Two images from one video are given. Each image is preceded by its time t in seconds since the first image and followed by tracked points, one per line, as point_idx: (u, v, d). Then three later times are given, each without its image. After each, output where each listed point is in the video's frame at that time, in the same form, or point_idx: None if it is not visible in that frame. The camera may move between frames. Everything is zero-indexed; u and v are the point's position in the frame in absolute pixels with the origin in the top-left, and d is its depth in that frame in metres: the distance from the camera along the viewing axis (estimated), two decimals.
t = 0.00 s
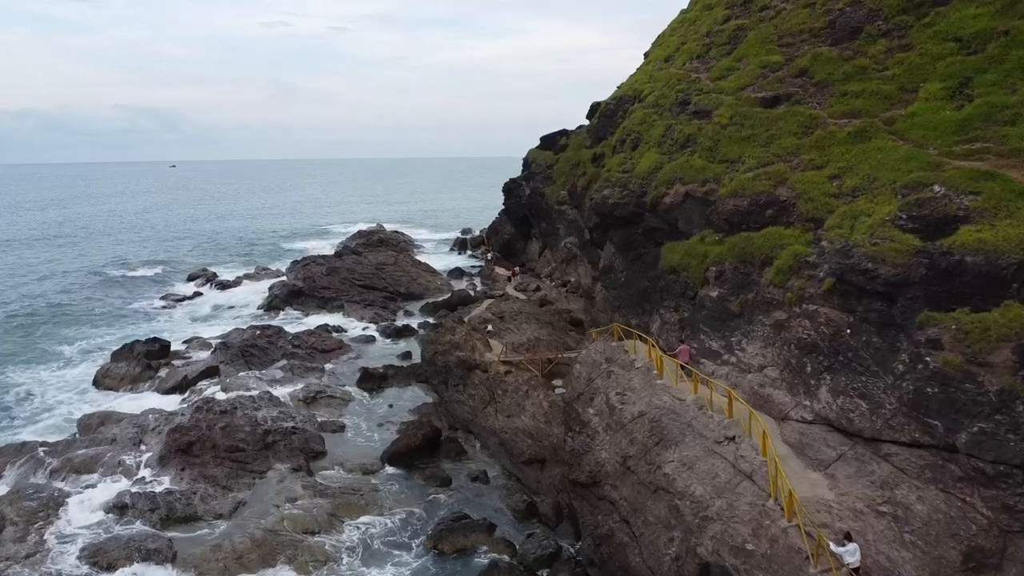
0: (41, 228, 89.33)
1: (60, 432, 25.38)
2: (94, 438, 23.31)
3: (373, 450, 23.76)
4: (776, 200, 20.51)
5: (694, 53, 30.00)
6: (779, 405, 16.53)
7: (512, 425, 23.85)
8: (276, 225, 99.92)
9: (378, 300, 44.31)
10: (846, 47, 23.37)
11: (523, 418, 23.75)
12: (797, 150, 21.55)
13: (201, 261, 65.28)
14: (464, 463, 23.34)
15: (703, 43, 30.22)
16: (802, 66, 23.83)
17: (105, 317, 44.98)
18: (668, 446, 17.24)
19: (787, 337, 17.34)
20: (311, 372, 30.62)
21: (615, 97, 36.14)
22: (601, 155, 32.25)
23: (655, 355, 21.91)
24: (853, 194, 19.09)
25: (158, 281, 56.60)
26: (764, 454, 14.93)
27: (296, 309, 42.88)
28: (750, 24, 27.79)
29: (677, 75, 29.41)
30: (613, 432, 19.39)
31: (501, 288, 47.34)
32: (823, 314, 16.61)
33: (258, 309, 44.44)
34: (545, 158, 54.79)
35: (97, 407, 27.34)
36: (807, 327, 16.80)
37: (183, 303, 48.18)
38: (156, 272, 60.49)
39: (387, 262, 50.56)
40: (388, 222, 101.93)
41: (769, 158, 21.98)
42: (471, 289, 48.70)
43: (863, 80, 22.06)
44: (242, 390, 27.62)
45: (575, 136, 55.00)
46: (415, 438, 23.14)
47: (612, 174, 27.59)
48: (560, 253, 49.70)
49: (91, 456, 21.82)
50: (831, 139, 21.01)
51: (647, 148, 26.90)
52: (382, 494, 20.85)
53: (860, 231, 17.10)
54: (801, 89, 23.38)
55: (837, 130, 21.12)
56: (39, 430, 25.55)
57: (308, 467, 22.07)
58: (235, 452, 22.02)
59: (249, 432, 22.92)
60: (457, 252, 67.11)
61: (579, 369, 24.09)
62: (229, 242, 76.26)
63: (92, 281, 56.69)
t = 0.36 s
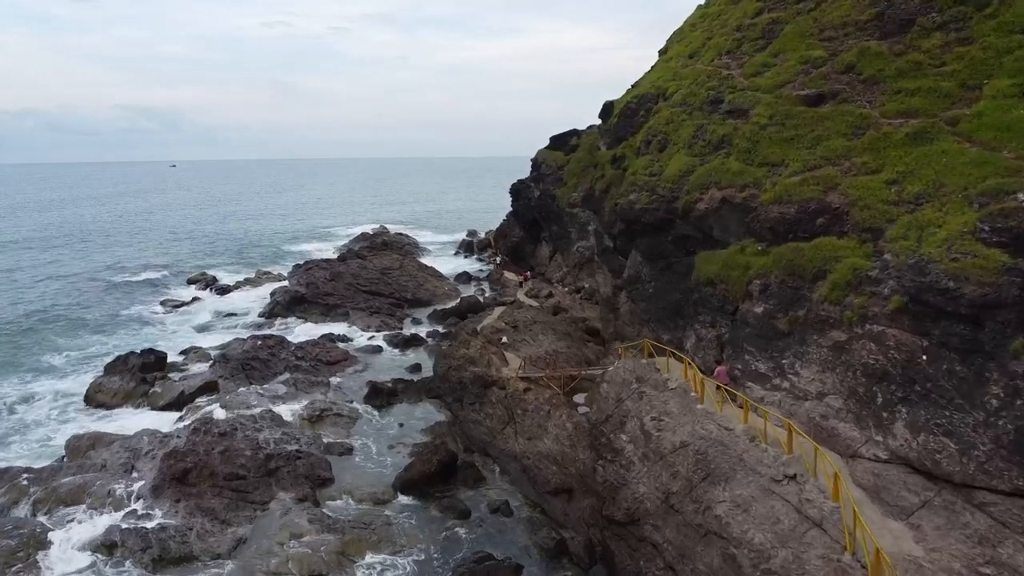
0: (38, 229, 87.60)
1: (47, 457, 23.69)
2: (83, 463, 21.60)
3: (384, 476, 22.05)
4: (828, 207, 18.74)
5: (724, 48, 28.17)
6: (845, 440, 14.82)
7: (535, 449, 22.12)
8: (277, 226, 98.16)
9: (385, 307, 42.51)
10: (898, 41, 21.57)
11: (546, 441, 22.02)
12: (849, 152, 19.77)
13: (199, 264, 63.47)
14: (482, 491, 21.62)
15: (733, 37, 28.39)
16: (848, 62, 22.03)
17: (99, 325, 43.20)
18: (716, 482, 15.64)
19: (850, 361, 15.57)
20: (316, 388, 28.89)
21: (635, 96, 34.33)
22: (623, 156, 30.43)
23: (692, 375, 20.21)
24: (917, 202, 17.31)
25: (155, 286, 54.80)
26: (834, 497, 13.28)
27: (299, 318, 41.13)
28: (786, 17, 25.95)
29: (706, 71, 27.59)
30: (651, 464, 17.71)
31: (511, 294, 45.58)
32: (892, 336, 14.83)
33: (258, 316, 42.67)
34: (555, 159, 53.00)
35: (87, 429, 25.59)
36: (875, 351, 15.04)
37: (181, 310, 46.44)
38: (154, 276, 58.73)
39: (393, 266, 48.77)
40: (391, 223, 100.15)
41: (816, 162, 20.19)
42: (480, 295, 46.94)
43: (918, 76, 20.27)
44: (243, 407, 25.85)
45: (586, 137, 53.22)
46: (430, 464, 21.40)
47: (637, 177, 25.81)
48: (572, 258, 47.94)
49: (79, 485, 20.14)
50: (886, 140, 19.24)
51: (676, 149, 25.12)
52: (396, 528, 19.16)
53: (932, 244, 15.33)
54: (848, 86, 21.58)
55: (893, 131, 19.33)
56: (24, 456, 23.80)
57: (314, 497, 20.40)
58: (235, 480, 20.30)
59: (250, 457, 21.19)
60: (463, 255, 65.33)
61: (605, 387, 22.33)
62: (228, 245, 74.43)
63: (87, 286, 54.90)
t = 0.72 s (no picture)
0: (32, 231, 85.72)
1: (33, 483, 22.12)
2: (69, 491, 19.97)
3: (396, 506, 20.52)
4: (882, 216, 17.13)
5: (753, 43, 26.53)
6: (920, 482, 13.38)
7: (558, 475, 20.59)
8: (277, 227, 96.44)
9: (390, 314, 40.90)
10: (951, 35, 19.96)
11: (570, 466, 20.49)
12: (902, 155, 18.18)
13: (197, 267, 61.76)
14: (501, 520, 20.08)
15: (763, 31, 26.76)
16: (897, 57, 20.40)
17: (93, 332, 41.53)
18: (771, 525, 14.30)
19: (919, 391, 13.98)
20: (320, 404, 27.28)
21: (654, 95, 32.67)
22: (645, 158, 28.81)
23: (732, 400, 18.62)
24: (986, 211, 15.69)
25: (151, 290, 53.08)
26: (915, 551, 11.72)
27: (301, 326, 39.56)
28: (823, 10, 24.32)
29: (735, 68, 25.97)
30: (693, 501, 16.63)
31: (520, 300, 43.94)
32: (970, 364, 13.21)
33: (259, 324, 41.02)
34: (565, 160, 51.33)
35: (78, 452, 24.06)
36: (950, 381, 13.47)
37: (178, 317, 44.79)
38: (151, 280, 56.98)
39: (398, 271, 47.14)
40: (393, 223, 98.52)
41: (866, 166, 18.59)
42: (488, 302, 45.29)
43: (977, 72, 18.67)
44: (242, 426, 24.20)
45: (597, 137, 51.60)
46: (445, 493, 19.85)
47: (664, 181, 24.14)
48: (583, 263, 46.28)
49: (64, 518, 18.55)
50: (946, 143, 17.65)
51: (706, 151, 23.47)
52: (410, 568, 17.68)
53: (1013, 260, 13.70)
54: (897, 83, 19.97)
55: (952, 133, 17.75)
56: (9, 483, 22.22)
57: (320, 530, 18.95)
58: (234, 512, 18.65)
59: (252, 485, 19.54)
60: (468, 259, 63.64)
61: (632, 408, 20.73)
62: (226, 248, 72.70)
63: (82, 290, 53.20)
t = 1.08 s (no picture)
0: (28, 234, 83.90)
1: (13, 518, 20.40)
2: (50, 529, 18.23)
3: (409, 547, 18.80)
4: (956, 230, 15.34)
5: (790, 38, 24.72)
6: None
7: (588, 512, 18.88)
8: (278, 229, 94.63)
9: (397, 324, 39.07)
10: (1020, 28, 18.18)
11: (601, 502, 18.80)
12: (974, 160, 16.39)
13: (195, 272, 59.92)
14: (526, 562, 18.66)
15: (800, 25, 24.95)
16: (959, 53, 18.61)
17: (85, 342, 39.71)
18: None
19: (1016, 436, 12.19)
20: (324, 425, 25.50)
21: (677, 94, 30.90)
22: (671, 162, 27.00)
23: (784, 432, 16.82)
24: None
25: (147, 296, 51.23)
26: None
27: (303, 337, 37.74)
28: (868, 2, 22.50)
29: (770, 65, 24.16)
30: (746, 551, 15.35)
31: (532, 309, 42.13)
32: None
33: (258, 334, 39.23)
34: (576, 162, 49.51)
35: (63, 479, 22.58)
36: None
37: (176, 325, 43.02)
38: (148, 286, 55.19)
39: (403, 277, 45.32)
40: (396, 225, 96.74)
41: (932, 173, 16.80)
42: (497, 310, 43.47)
43: None
44: (241, 452, 22.41)
45: (610, 138, 49.78)
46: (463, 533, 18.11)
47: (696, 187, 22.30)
48: (596, 269, 44.46)
49: (45, 562, 16.85)
50: None
51: (743, 155, 21.66)
52: None
53: None
54: (961, 81, 18.19)
55: None
56: None
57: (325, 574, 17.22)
58: (232, 554, 16.93)
59: (251, 524, 17.81)
60: (474, 263, 61.81)
61: (669, 438, 19.01)
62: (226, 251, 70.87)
63: (75, 297, 51.35)
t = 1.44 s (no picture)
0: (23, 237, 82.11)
1: None
2: None
3: None
4: None
5: (831, 33, 22.91)
6: None
7: (622, 554, 17.05)
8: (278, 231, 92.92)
9: (404, 334, 37.22)
10: None
11: (638, 543, 16.99)
12: None
13: (192, 277, 58.16)
14: None
15: (841, 19, 23.15)
16: None
17: (77, 354, 37.93)
18: None
19: None
20: (328, 450, 23.74)
21: (703, 93, 29.10)
22: (700, 166, 25.20)
23: (847, 471, 15.01)
24: None
25: (142, 303, 49.44)
26: None
27: (305, 349, 35.94)
28: None
29: (812, 61, 22.33)
30: None
31: (544, 318, 40.35)
32: None
33: (258, 345, 37.43)
34: (588, 163, 47.67)
35: (45, 513, 20.88)
36: None
37: (172, 335, 41.22)
38: (144, 292, 53.39)
39: (408, 283, 43.52)
40: (399, 227, 94.96)
41: (1013, 182, 15.02)
42: (507, 319, 41.70)
43: None
44: (239, 483, 20.64)
45: (622, 139, 47.99)
46: None
47: (733, 195, 20.52)
48: (610, 276, 42.63)
49: None
50: None
51: (787, 160, 19.86)
52: None
53: None
54: None
55: None
56: None
57: None
58: None
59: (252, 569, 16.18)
60: (481, 268, 60.05)
61: (712, 473, 17.40)
62: (225, 255, 69.09)
63: (69, 304, 49.60)
